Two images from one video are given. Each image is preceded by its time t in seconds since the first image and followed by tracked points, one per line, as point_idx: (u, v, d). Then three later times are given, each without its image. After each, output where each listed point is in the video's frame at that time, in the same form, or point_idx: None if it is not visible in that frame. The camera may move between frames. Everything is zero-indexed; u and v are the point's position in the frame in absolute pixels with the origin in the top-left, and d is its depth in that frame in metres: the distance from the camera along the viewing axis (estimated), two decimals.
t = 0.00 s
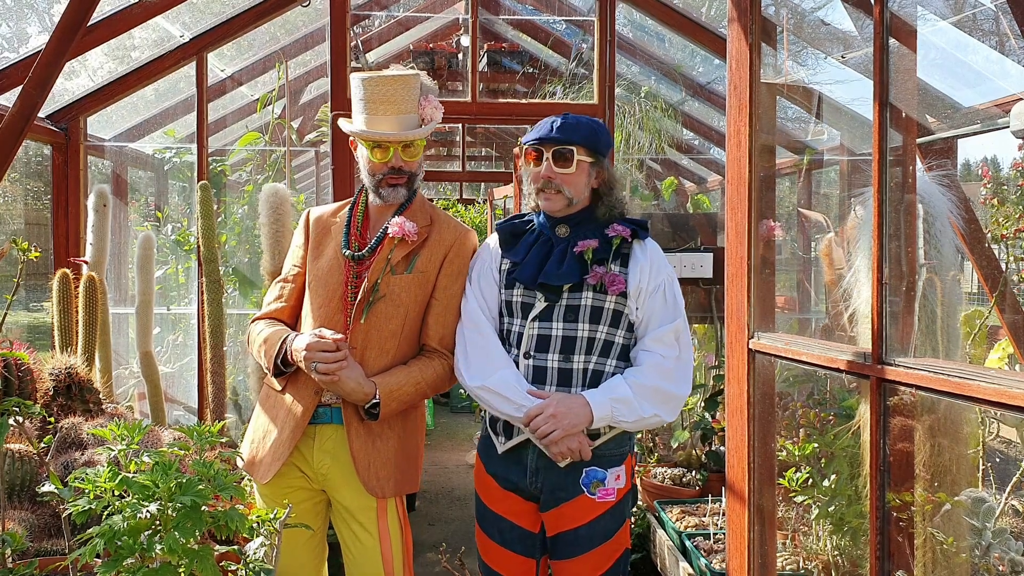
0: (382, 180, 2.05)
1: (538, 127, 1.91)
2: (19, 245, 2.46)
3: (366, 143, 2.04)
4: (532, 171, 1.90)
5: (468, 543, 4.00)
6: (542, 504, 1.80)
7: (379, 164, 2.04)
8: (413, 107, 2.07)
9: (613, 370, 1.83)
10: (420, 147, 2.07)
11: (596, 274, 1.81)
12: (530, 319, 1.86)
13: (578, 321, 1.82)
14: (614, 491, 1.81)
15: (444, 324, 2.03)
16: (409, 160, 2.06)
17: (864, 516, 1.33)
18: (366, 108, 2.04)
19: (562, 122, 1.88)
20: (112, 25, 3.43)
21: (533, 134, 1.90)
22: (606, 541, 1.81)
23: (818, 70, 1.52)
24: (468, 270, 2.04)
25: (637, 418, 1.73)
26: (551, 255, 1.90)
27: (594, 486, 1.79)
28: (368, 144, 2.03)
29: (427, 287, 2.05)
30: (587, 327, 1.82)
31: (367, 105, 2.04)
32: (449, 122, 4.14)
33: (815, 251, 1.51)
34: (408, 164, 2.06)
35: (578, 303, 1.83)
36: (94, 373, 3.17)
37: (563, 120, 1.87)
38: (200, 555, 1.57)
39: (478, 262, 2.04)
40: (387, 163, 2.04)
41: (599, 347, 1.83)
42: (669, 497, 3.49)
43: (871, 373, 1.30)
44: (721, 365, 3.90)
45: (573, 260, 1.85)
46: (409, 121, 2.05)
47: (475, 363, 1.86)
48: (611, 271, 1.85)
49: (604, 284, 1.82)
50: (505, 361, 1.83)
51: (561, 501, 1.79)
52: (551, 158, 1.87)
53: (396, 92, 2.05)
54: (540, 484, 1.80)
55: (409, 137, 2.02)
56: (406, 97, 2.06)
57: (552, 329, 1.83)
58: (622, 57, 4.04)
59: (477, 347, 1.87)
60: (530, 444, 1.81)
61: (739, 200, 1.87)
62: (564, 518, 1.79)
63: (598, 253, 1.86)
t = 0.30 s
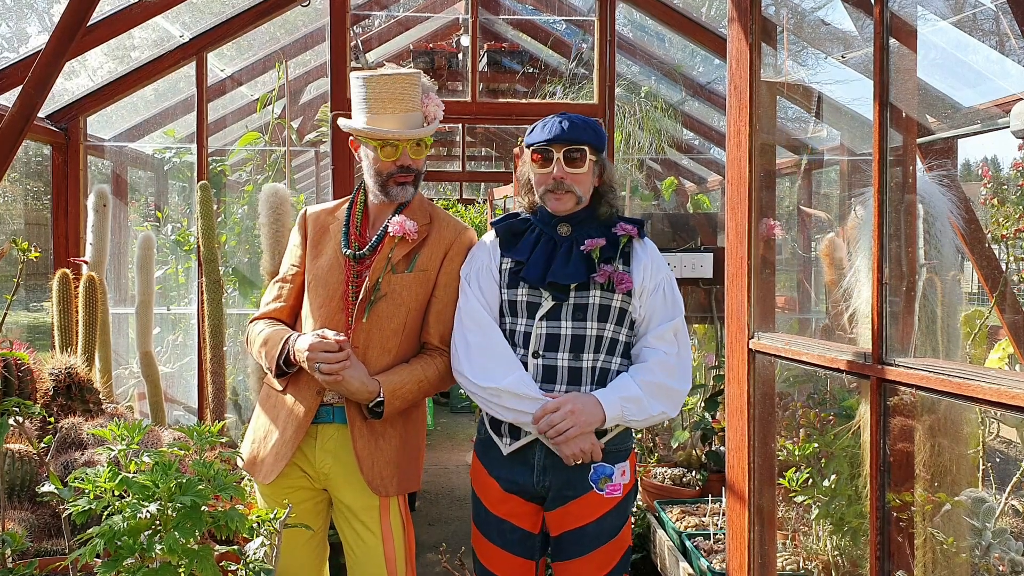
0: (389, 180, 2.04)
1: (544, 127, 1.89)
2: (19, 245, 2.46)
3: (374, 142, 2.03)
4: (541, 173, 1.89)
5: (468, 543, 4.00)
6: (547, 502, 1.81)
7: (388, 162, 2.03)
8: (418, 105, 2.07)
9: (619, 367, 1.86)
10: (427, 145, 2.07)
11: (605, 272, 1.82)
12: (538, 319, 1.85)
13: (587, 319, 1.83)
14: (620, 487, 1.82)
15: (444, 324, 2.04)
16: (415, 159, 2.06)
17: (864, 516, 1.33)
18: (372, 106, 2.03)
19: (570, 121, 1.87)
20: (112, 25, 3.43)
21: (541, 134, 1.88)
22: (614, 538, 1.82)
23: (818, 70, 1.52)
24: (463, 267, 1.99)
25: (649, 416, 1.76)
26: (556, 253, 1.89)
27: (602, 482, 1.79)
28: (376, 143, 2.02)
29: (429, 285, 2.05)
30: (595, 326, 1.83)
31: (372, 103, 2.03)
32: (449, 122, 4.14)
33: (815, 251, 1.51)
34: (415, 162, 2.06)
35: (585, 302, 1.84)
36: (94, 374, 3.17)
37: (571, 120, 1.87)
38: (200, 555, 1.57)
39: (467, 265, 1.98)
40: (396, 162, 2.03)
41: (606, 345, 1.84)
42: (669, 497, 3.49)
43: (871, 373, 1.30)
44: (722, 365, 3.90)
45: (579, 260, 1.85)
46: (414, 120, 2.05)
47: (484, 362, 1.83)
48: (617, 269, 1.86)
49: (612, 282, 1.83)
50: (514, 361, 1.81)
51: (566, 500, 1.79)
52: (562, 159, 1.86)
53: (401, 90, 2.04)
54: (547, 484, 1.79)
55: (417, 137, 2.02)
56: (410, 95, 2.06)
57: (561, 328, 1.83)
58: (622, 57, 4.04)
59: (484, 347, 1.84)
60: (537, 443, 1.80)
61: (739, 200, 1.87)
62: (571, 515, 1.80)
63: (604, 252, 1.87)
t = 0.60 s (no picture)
0: (396, 177, 2.03)
1: (547, 123, 1.89)
2: (19, 245, 2.46)
3: (383, 139, 2.02)
4: (546, 171, 1.89)
5: (468, 543, 4.00)
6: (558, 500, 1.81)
7: (397, 158, 2.03)
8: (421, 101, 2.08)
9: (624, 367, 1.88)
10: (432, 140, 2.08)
11: (611, 275, 1.82)
12: (546, 324, 1.84)
13: (594, 323, 1.84)
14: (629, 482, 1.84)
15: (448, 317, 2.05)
16: (422, 154, 2.07)
17: (864, 516, 1.33)
18: (378, 103, 2.02)
19: (573, 118, 1.87)
20: (112, 25, 3.43)
21: (544, 130, 1.88)
22: (624, 532, 1.84)
23: (818, 70, 1.52)
24: (465, 269, 1.94)
25: (660, 424, 1.79)
26: (560, 257, 1.88)
27: (613, 476, 1.80)
28: (386, 139, 2.02)
29: (432, 279, 2.05)
30: (602, 328, 1.84)
31: (376, 98, 2.03)
32: (449, 122, 4.14)
33: (815, 251, 1.51)
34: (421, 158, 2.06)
35: (592, 305, 1.84)
36: (94, 374, 3.17)
37: (574, 117, 1.87)
38: (200, 555, 1.57)
39: (467, 268, 1.94)
40: (404, 158, 2.04)
41: (613, 347, 1.86)
42: (669, 497, 3.49)
43: (871, 373, 1.30)
44: (722, 366, 3.90)
45: (585, 264, 1.85)
46: (418, 115, 2.06)
47: (496, 370, 1.81)
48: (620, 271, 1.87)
49: (618, 285, 1.84)
50: (525, 369, 1.79)
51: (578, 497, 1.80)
52: (567, 155, 1.86)
53: (404, 86, 2.05)
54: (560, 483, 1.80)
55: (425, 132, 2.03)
56: (413, 91, 2.07)
57: (570, 332, 1.83)
58: (622, 57, 4.04)
59: (495, 353, 1.81)
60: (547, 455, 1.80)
61: (739, 199, 1.87)
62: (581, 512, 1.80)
63: (607, 255, 1.87)
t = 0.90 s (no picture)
0: (398, 170, 2.02)
1: (538, 126, 1.89)
2: (19, 245, 2.46)
3: (385, 132, 2.01)
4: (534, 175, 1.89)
5: (468, 543, 4.00)
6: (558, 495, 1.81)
7: (397, 151, 2.02)
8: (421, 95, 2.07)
9: (624, 368, 1.88)
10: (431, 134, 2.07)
11: (608, 279, 1.82)
12: (543, 327, 1.84)
13: (592, 326, 1.83)
14: (628, 479, 1.83)
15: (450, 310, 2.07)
16: (421, 148, 2.07)
17: (864, 516, 1.33)
18: (379, 97, 2.01)
19: (562, 121, 1.86)
20: (112, 25, 3.42)
21: (534, 133, 1.88)
22: (623, 528, 1.84)
23: (818, 70, 1.52)
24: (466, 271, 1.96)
25: (657, 428, 1.79)
26: (559, 259, 1.88)
27: (611, 476, 1.76)
28: (388, 132, 2.01)
29: (432, 274, 2.06)
30: (600, 331, 1.84)
31: (376, 90, 2.01)
32: (449, 122, 4.14)
33: (815, 251, 1.50)
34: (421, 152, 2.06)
35: (590, 308, 1.84)
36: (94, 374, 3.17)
37: (565, 120, 1.86)
38: (200, 556, 1.57)
39: (470, 269, 1.95)
40: (405, 151, 2.02)
41: (611, 349, 1.85)
42: (669, 497, 3.49)
43: (871, 373, 1.30)
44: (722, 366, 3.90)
45: (583, 267, 1.84)
46: (418, 109, 2.06)
47: (497, 374, 1.82)
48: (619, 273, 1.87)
49: (615, 288, 1.83)
50: (522, 373, 1.80)
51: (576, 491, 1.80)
52: (555, 159, 1.86)
53: (404, 79, 2.04)
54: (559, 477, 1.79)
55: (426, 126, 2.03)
56: (413, 85, 2.05)
57: (567, 335, 1.83)
58: (622, 57, 4.04)
59: (494, 356, 1.83)
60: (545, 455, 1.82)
61: (739, 199, 1.87)
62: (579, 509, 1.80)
63: (606, 257, 1.86)
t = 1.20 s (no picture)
0: (398, 167, 2.02)
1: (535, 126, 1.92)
2: (19, 245, 2.46)
3: (385, 128, 2.00)
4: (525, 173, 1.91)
5: (468, 543, 4.00)
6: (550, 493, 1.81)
7: (400, 147, 2.02)
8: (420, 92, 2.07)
9: (613, 374, 1.85)
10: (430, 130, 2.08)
11: (590, 284, 1.81)
12: (529, 327, 1.87)
13: (575, 329, 1.83)
14: (615, 483, 1.82)
15: (450, 304, 2.08)
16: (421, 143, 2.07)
17: (864, 516, 1.33)
18: (378, 94, 2.01)
19: (554, 123, 1.88)
20: (111, 25, 3.42)
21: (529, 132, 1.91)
22: (612, 531, 1.82)
23: (818, 70, 1.52)
24: (469, 268, 2.03)
25: (634, 437, 1.76)
26: (548, 261, 1.89)
27: (596, 478, 1.79)
28: (388, 128, 2.00)
29: (431, 268, 2.07)
30: (583, 336, 1.83)
31: (377, 86, 2.01)
32: (449, 122, 4.13)
33: (815, 251, 1.50)
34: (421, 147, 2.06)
35: (574, 312, 1.83)
36: (94, 374, 3.17)
37: (558, 121, 1.88)
38: (200, 556, 1.57)
39: (474, 266, 2.01)
40: (407, 147, 2.03)
41: (597, 353, 1.84)
42: (669, 497, 3.49)
43: (871, 373, 1.30)
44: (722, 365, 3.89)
45: (568, 270, 1.84)
46: (418, 106, 2.06)
47: (487, 374, 1.88)
48: (608, 278, 1.84)
49: (599, 293, 1.82)
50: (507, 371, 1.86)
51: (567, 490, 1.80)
52: (544, 159, 1.87)
53: (404, 75, 2.04)
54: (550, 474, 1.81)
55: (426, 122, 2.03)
56: (412, 81, 2.06)
57: (551, 337, 1.84)
58: (622, 57, 4.04)
59: (485, 353, 1.90)
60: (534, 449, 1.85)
61: (739, 200, 1.87)
62: (567, 508, 1.80)
63: (594, 261, 1.85)
